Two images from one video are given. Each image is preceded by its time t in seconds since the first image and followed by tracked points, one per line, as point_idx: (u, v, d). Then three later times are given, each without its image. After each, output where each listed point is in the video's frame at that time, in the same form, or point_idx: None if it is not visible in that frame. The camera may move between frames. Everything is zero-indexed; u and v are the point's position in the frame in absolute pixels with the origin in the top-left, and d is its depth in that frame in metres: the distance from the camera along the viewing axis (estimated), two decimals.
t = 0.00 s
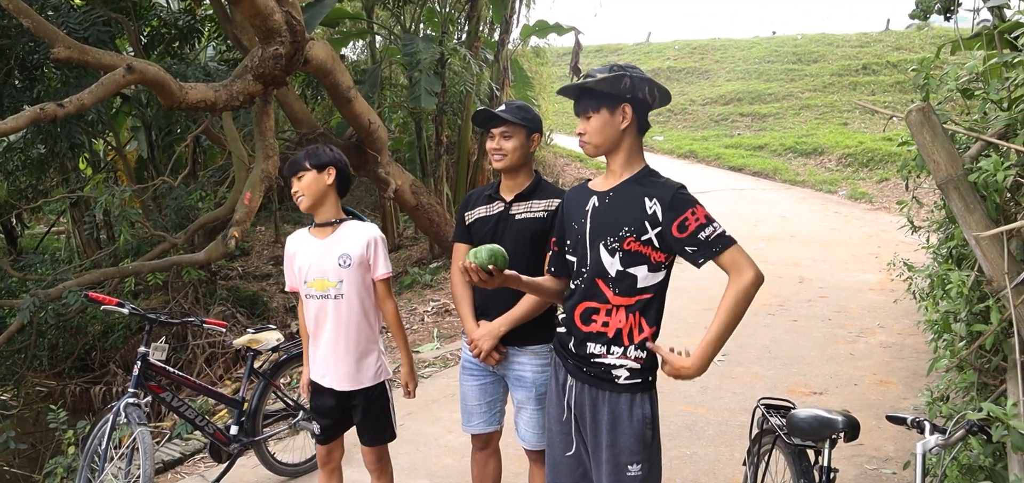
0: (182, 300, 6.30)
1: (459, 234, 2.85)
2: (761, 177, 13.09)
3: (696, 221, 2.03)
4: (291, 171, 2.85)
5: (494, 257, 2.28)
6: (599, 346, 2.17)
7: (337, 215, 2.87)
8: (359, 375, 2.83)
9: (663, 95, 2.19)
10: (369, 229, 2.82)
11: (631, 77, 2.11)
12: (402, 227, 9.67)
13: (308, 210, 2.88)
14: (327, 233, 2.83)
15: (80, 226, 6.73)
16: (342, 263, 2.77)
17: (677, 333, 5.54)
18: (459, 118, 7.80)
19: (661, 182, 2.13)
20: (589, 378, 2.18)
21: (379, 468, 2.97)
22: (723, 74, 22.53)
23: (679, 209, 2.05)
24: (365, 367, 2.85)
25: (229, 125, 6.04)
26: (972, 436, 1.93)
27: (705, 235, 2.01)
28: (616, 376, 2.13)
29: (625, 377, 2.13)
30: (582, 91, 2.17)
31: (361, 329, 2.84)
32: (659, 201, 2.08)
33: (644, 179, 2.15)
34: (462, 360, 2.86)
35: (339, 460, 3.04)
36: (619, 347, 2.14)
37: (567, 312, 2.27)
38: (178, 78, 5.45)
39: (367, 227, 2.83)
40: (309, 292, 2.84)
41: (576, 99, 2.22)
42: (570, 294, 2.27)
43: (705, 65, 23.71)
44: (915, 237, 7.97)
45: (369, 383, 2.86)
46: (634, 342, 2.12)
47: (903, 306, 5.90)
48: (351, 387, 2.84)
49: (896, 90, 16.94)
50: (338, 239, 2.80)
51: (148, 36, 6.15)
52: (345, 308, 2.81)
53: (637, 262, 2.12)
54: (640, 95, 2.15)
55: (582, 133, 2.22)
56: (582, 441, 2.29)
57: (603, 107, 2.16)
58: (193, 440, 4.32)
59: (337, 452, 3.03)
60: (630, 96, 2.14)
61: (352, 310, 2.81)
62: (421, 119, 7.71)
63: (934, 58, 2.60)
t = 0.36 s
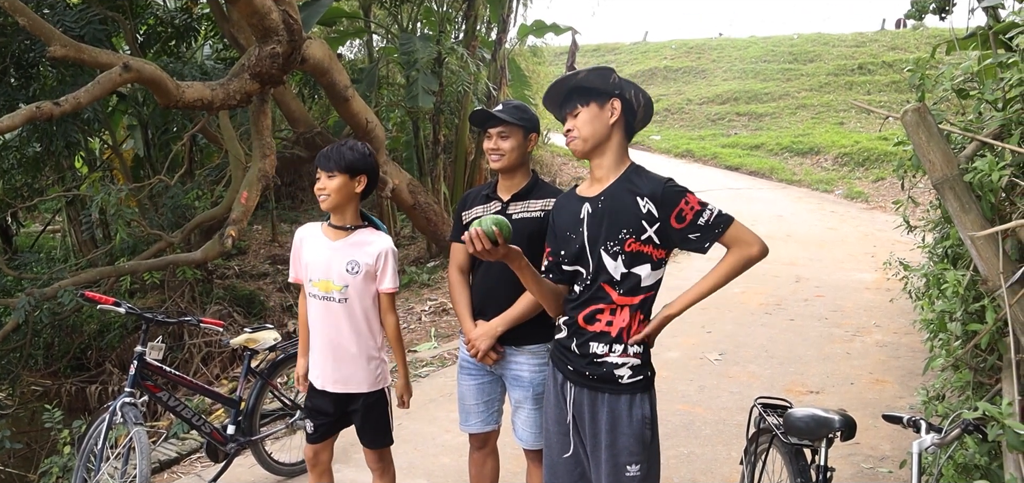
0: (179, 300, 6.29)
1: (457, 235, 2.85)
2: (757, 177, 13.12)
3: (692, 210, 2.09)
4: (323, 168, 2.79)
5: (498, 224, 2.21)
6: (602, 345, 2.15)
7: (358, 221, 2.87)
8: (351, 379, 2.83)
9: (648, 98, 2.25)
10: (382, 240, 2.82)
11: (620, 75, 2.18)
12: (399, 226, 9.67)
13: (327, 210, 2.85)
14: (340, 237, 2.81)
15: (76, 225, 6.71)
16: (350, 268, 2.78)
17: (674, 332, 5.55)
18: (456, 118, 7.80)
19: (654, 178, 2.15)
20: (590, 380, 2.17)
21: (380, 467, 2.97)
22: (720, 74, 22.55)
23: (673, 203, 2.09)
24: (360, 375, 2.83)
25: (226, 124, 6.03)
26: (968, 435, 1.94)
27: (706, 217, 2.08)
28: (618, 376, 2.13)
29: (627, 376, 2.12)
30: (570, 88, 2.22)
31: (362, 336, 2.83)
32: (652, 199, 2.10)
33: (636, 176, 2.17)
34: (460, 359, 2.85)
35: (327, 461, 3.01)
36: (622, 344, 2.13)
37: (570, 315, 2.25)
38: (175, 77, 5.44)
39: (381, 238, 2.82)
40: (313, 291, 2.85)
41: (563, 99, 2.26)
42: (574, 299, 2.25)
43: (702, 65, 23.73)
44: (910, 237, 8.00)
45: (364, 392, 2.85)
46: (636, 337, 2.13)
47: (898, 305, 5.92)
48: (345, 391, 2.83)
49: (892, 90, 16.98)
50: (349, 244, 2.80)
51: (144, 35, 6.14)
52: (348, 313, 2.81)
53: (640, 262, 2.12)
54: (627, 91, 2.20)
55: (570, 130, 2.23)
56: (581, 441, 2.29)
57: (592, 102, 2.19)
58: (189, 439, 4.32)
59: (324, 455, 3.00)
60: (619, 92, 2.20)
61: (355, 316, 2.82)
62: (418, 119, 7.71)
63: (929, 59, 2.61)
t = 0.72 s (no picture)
0: (182, 300, 6.31)
1: (460, 235, 2.86)
2: (761, 177, 13.12)
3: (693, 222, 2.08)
4: (305, 173, 2.80)
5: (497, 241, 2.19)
6: (596, 345, 2.16)
7: (345, 221, 2.88)
8: (348, 376, 2.84)
9: (649, 109, 2.27)
10: (368, 239, 2.80)
11: (629, 80, 2.20)
12: (402, 227, 9.68)
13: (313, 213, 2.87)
14: (327, 240, 2.82)
15: (79, 226, 6.74)
16: (338, 269, 2.78)
17: (677, 333, 5.56)
18: (459, 119, 7.81)
19: (659, 184, 2.14)
20: (584, 379, 2.18)
21: (381, 464, 2.96)
22: (723, 75, 22.55)
23: (676, 210, 2.08)
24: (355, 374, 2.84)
25: (229, 125, 6.05)
26: (970, 435, 1.95)
27: (703, 235, 2.06)
28: (604, 373, 2.13)
29: (613, 372, 2.12)
30: (576, 84, 2.23)
31: (355, 336, 2.84)
32: (657, 205, 2.09)
33: (640, 181, 2.17)
34: (462, 359, 2.87)
35: (332, 459, 2.99)
36: (608, 341, 2.14)
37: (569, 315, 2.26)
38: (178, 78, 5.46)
39: (366, 237, 2.81)
40: (306, 292, 2.86)
41: (567, 94, 2.26)
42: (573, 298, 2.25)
43: (705, 66, 23.73)
44: (914, 237, 7.99)
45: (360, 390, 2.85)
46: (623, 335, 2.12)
47: (901, 306, 5.91)
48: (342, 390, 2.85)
49: (894, 91, 16.97)
50: (336, 245, 2.80)
51: (147, 36, 6.15)
52: (339, 313, 2.82)
53: (638, 266, 2.12)
54: (632, 97, 2.23)
55: (570, 124, 2.23)
56: (579, 438, 2.29)
57: (596, 100, 2.20)
58: (193, 439, 4.33)
59: (330, 452, 2.98)
60: (623, 96, 2.22)
61: (347, 316, 2.82)
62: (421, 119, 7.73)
63: (932, 60, 2.61)
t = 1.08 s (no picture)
0: (191, 297, 6.35)
1: (468, 232, 2.87)
2: (769, 175, 13.08)
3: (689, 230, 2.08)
4: (305, 166, 2.83)
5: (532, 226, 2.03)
6: (603, 343, 2.18)
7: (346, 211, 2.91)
8: (349, 366, 2.83)
9: (657, 101, 2.25)
10: (365, 225, 2.83)
11: (632, 76, 2.18)
12: (410, 224, 9.71)
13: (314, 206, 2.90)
14: (327, 229, 2.85)
15: (89, 223, 6.78)
16: (336, 255, 2.80)
17: (684, 330, 5.56)
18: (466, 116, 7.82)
19: (668, 185, 2.14)
20: (591, 377, 2.19)
21: (380, 461, 2.94)
22: (731, 72, 22.49)
23: (683, 213, 2.08)
24: (356, 362, 2.83)
25: (238, 122, 6.08)
26: (976, 430, 1.95)
27: (685, 250, 2.06)
28: (618, 374, 2.14)
29: (627, 375, 2.14)
30: (581, 87, 2.22)
31: (353, 323, 2.83)
32: (665, 206, 2.10)
33: (649, 182, 2.17)
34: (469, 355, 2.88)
35: (347, 452, 3.04)
36: (623, 343, 2.16)
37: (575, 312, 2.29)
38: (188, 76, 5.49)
39: (364, 223, 2.83)
40: (307, 283, 2.87)
41: (575, 96, 2.26)
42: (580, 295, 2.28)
43: (713, 63, 23.67)
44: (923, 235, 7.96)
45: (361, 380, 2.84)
46: (637, 338, 2.16)
47: (909, 304, 5.89)
48: (342, 380, 2.84)
49: (904, 88, 16.89)
50: (336, 233, 2.83)
51: (157, 34, 6.19)
52: (337, 301, 2.82)
53: (645, 266, 2.13)
54: (637, 94, 2.21)
55: (579, 129, 2.24)
56: (584, 432, 2.30)
57: (602, 103, 2.20)
58: (201, 435, 4.36)
59: (346, 444, 3.03)
60: (628, 94, 2.20)
61: (345, 303, 2.82)
62: (428, 116, 7.77)
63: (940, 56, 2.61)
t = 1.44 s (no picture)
0: (191, 286, 6.36)
1: (465, 220, 2.87)
2: (769, 165, 13.05)
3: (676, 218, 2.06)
4: (305, 154, 2.82)
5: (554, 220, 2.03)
6: (594, 331, 2.19)
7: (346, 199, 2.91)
8: (344, 350, 2.83)
9: (651, 84, 2.21)
10: (365, 212, 2.84)
11: (617, 63, 2.16)
12: (410, 214, 9.70)
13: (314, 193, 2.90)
14: (327, 215, 2.85)
15: (89, 213, 6.79)
16: (335, 241, 2.80)
17: (683, 320, 5.56)
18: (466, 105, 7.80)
19: (658, 172, 2.13)
20: (581, 364, 2.20)
21: (377, 448, 2.95)
22: (732, 62, 22.42)
23: (670, 200, 2.07)
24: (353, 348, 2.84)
25: (237, 112, 6.07)
26: (970, 418, 1.93)
27: (673, 238, 2.04)
28: (609, 363, 2.15)
29: (617, 363, 2.14)
30: (571, 79, 2.24)
31: (350, 309, 2.84)
32: (652, 194, 2.09)
33: (640, 169, 2.16)
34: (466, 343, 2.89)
35: (343, 440, 3.03)
36: (613, 331, 2.16)
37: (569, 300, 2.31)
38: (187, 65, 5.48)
39: (364, 210, 2.84)
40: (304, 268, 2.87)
41: (567, 87, 2.27)
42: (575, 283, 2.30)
43: (714, 53, 23.59)
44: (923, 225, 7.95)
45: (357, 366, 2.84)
46: (628, 327, 2.15)
47: (908, 294, 5.89)
48: (337, 364, 2.83)
49: (905, 78, 16.84)
50: (336, 219, 2.83)
51: (156, 24, 6.17)
52: (334, 286, 2.82)
53: (635, 254, 2.13)
54: (626, 80, 2.18)
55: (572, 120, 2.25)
56: (576, 420, 2.31)
57: (590, 92, 2.20)
58: (201, 423, 4.37)
59: (341, 431, 3.02)
60: (617, 81, 2.18)
61: (342, 289, 2.82)
62: (428, 106, 7.75)
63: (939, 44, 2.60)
